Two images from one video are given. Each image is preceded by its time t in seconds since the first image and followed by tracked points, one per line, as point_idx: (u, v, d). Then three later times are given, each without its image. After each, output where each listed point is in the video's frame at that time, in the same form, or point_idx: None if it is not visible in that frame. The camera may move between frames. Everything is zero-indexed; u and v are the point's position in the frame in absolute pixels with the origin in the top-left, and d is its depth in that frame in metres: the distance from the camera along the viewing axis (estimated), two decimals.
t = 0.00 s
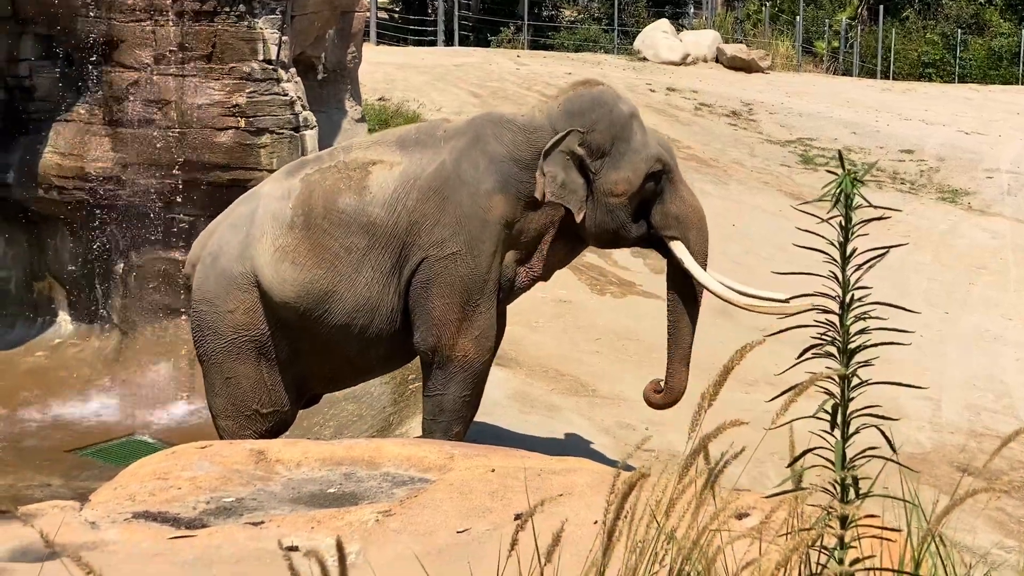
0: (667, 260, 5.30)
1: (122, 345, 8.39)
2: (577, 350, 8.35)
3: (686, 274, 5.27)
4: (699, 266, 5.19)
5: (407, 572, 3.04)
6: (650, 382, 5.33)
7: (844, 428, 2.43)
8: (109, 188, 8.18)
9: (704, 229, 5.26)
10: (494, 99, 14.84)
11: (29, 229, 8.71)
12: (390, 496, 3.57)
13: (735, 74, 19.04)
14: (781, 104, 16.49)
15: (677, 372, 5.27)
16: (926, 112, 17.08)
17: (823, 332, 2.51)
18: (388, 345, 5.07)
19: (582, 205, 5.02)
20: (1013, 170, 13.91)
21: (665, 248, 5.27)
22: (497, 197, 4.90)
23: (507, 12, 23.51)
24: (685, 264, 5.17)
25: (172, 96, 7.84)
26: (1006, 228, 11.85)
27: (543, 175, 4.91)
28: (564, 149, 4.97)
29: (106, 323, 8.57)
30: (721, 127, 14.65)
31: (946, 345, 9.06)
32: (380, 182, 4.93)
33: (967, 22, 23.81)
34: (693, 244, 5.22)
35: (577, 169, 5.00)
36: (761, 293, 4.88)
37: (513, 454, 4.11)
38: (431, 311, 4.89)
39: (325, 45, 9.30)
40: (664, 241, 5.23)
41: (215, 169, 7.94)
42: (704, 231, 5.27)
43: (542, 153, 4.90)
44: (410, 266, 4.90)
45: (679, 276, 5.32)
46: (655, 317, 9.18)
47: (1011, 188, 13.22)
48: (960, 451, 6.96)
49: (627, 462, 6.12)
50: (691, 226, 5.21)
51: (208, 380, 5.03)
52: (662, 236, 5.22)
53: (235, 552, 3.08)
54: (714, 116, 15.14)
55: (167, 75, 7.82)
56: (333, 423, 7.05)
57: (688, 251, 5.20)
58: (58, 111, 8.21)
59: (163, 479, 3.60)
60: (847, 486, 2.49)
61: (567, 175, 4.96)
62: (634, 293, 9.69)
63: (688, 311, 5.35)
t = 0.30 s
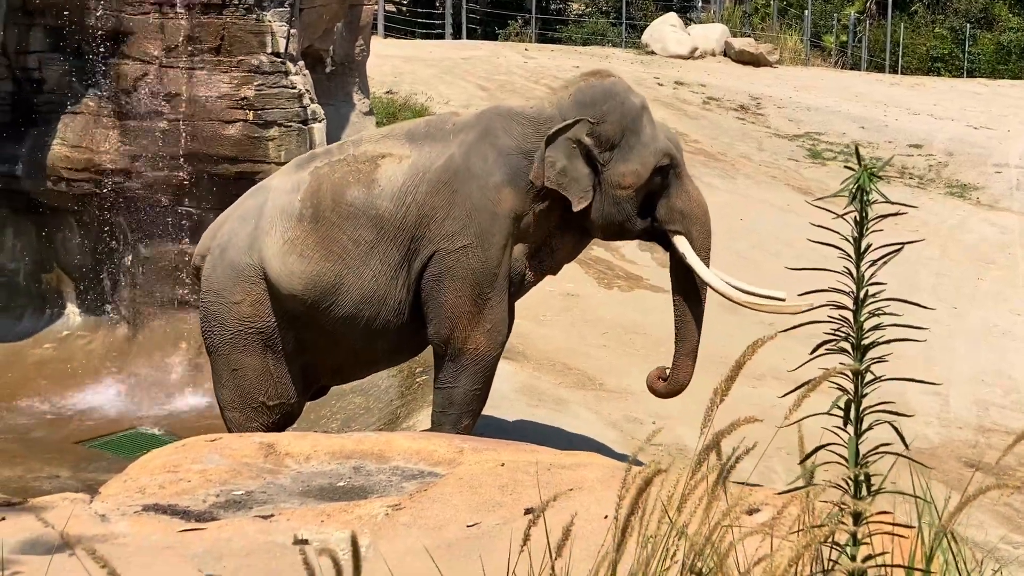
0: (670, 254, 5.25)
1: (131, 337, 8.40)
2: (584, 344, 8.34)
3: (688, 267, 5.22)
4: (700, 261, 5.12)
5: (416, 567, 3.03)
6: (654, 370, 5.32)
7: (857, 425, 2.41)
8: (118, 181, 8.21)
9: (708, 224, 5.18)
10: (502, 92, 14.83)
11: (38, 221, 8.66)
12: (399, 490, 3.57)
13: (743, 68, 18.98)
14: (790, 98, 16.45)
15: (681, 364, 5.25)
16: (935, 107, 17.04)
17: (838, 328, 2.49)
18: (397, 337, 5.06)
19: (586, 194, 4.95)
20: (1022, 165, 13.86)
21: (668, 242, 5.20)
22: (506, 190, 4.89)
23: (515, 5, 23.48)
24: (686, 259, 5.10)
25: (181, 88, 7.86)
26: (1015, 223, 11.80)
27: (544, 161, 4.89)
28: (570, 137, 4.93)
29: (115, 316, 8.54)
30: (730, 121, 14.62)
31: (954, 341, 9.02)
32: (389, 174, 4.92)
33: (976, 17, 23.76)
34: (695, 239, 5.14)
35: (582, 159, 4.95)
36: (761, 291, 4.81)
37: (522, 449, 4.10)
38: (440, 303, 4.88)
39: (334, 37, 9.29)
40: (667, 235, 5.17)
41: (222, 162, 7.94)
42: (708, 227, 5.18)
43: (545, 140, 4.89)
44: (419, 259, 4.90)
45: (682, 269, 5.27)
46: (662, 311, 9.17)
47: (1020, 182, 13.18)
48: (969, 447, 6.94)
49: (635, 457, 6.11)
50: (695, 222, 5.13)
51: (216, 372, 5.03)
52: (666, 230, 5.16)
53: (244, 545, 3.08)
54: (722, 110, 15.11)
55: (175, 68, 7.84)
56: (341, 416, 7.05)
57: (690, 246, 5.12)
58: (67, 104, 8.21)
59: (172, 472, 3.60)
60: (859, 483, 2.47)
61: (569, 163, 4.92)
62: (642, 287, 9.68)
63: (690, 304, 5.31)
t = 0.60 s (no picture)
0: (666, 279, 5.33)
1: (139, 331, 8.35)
2: (591, 340, 8.34)
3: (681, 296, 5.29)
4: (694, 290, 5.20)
5: (426, 562, 3.03)
6: (678, 408, 5.34)
7: (868, 421, 2.40)
8: (125, 175, 8.18)
9: (705, 253, 5.26)
10: (509, 88, 14.81)
11: (44, 214, 8.69)
12: (408, 485, 3.57)
13: (750, 64, 18.95)
14: (797, 94, 16.41)
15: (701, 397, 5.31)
16: (943, 104, 16.99)
17: (848, 325, 2.47)
18: (403, 328, 5.05)
19: (587, 204, 5.00)
20: None
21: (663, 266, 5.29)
22: (514, 186, 4.90)
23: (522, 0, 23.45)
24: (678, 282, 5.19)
25: (188, 83, 7.84)
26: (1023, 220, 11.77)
27: (550, 166, 4.91)
28: (581, 146, 4.98)
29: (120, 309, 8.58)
30: (737, 117, 14.59)
31: (961, 337, 9.01)
32: (397, 163, 4.92)
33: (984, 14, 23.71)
34: (691, 268, 5.23)
35: (589, 169, 5.00)
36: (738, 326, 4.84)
37: (530, 445, 4.09)
38: (446, 294, 4.88)
39: (341, 33, 9.26)
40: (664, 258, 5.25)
41: (230, 157, 7.93)
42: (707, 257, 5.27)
43: (554, 145, 4.90)
44: (426, 248, 4.89)
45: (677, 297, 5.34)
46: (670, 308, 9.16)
47: None
48: (976, 444, 6.92)
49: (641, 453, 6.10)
50: (692, 250, 5.21)
51: (223, 363, 5.03)
52: (663, 253, 5.24)
53: (253, 540, 3.08)
54: (729, 106, 15.09)
55: (183, 62, 7.83)
56: (347, 411, 7.04)
57: (685, 273, 5.21)
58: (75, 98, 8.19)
59: (181, 467, 3.60)
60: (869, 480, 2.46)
61: (575, 172, 4.95)
62: (648, 283, 9.67)
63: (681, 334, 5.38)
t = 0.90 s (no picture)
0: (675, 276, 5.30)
1: (143, 327, 8.41)
2: (594, 337, 8.33)
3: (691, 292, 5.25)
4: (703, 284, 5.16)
5: (430, 560, 3.03)
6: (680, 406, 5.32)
7: (874, 421, 2.39)
8: (129, 173, 8.19)
9: (715, 249, 5.22)
10: (513, 85, 14.80)
11: (50, 211, 8.68)
12: (412, 483, 3.57)
13: (754, 62, 18.91)
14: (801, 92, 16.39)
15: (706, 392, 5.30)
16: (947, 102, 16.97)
17: (855, 325, 2.47)
18: (408, 325, 5.06)
19: (594, 202, 4.99)
20: None
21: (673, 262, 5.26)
22: (520, 182, 4.89)
23: None
24: (688, 278, 5.15)
25: (193, 80, 7.85)
26: None
27: (555, 164, 4.91)
28: (585, 142, 4.97)
29: (125, 307, 8.58)
30: (741, 115, 14.58)
31: (966, 336, 9.01)
32: (404, 158, 4.92)
33: (988, 12, 23.70)
34: (701, 264, 5.20)
35: (594, 166, 5.00)
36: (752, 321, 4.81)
37: (536, 443, 4.09)
38: (451, 291, 4.88)
39: (345, 30, 9.27)
40: (672, 255, 5.23)
41: (234, 155, 7.94)
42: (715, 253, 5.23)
43: (558, 142, 4.90)
44: (432, 244, 4.89)
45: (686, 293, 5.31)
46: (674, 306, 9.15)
47: None
48: (981, 443, 6.91)
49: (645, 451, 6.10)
50: (702, 246, 5.18)
51: (227, 359, 5.02)
52: (671, 249, 5.22)
53: (257, 537, 3.08)
54: (733, 104, 15.07)
55: (188, 60, 7.84)
56: (351, 408, 7.05)
57: (694, 268, 5.17)
58: (79, 95, 8.22)
59: (186, 464, 3.60)
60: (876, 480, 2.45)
61: (580, 169, 4.95)
62: (652, 281, 9.67)
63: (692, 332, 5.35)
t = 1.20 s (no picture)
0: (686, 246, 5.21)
1: (141, 327, 8.43)
2: (592, 336, 8.33)
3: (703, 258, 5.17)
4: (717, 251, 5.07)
5: (428, 559, 3.03)
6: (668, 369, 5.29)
7: (872, 420, 2.39)
8: (127, 171, 8.21)
9: (724, 214, 5.13)
10: (510, 84, 14.79)
11: (47, 211, 8.65)
12: (410, 482, 3.56)
13: (752, 61, 18.91)
14: (799, 91, 16.40)
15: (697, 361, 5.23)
16: (945, 101, 16.98)
17: (853, 324, 2.47)
18: (407, 329, 5.06)
19: (596, 190, 4.94)
20: None
21: (684, 235, 5.16)
22: (517, 182, 4.88)
23: None
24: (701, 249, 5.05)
25: (190, 79, 7.84)
26: None
27: (551, 161, 4.88)
28: (577, 135, 4.94)
29: (122, 305, 8.59)
30: (738, 114, 14.57)
31: (963, 335, 9.01)
32: (399, 165, 4.92)
33: (986, 11, 23.77)
34: (712, 232, 5.10)
35: (590, 156, 4.95)
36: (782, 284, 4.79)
37: (534, 442, 4.09)
38: (450, 295, 4.88)
39: (342, 28, 9.25)
40: (682, 227, 5.13)
41: (230, 153, 7.93)
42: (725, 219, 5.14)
43: (552, 139, 4.87)
44: (430, 250, 4.89)
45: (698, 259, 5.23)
46: (671, 305, 9.15)
47: None
48: (978, 443, 6.91)
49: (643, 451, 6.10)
50: (711, 214, 5.08)
51: (225, 364, 5.02)
52: (682, 222, 5.11)
53: (255, 536, 3.07)
54: (730, 103, 15.06)
55: (185, 58, 7.82)
56: (348, 408, 7.04)
57: (706, 236, 5.08)
58: (76, 94, 8.22)
59: (183, 463, 3.60)
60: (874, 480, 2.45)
61: (577, 162, 4.91)
62: (650, 280, 9.67)
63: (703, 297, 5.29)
